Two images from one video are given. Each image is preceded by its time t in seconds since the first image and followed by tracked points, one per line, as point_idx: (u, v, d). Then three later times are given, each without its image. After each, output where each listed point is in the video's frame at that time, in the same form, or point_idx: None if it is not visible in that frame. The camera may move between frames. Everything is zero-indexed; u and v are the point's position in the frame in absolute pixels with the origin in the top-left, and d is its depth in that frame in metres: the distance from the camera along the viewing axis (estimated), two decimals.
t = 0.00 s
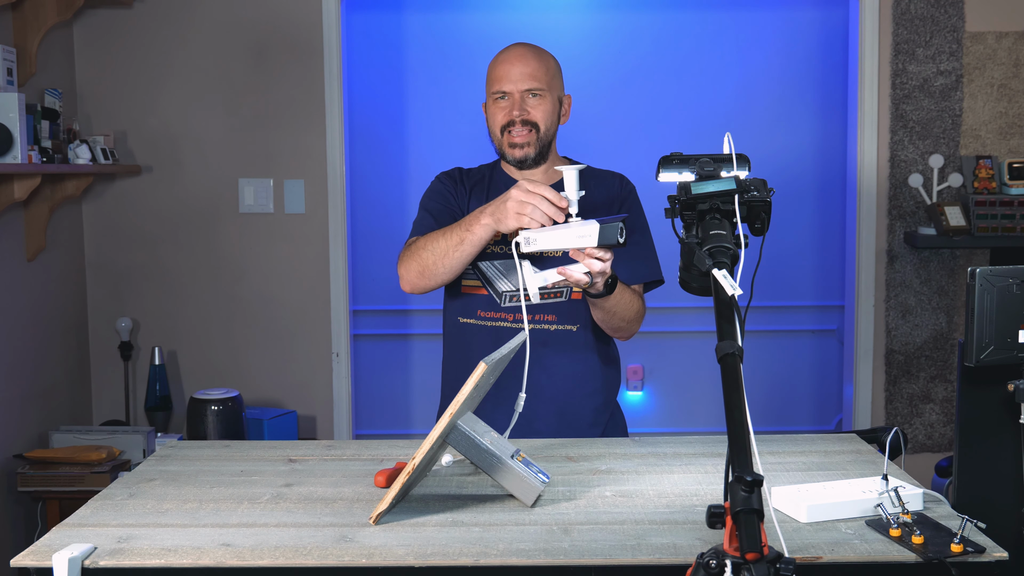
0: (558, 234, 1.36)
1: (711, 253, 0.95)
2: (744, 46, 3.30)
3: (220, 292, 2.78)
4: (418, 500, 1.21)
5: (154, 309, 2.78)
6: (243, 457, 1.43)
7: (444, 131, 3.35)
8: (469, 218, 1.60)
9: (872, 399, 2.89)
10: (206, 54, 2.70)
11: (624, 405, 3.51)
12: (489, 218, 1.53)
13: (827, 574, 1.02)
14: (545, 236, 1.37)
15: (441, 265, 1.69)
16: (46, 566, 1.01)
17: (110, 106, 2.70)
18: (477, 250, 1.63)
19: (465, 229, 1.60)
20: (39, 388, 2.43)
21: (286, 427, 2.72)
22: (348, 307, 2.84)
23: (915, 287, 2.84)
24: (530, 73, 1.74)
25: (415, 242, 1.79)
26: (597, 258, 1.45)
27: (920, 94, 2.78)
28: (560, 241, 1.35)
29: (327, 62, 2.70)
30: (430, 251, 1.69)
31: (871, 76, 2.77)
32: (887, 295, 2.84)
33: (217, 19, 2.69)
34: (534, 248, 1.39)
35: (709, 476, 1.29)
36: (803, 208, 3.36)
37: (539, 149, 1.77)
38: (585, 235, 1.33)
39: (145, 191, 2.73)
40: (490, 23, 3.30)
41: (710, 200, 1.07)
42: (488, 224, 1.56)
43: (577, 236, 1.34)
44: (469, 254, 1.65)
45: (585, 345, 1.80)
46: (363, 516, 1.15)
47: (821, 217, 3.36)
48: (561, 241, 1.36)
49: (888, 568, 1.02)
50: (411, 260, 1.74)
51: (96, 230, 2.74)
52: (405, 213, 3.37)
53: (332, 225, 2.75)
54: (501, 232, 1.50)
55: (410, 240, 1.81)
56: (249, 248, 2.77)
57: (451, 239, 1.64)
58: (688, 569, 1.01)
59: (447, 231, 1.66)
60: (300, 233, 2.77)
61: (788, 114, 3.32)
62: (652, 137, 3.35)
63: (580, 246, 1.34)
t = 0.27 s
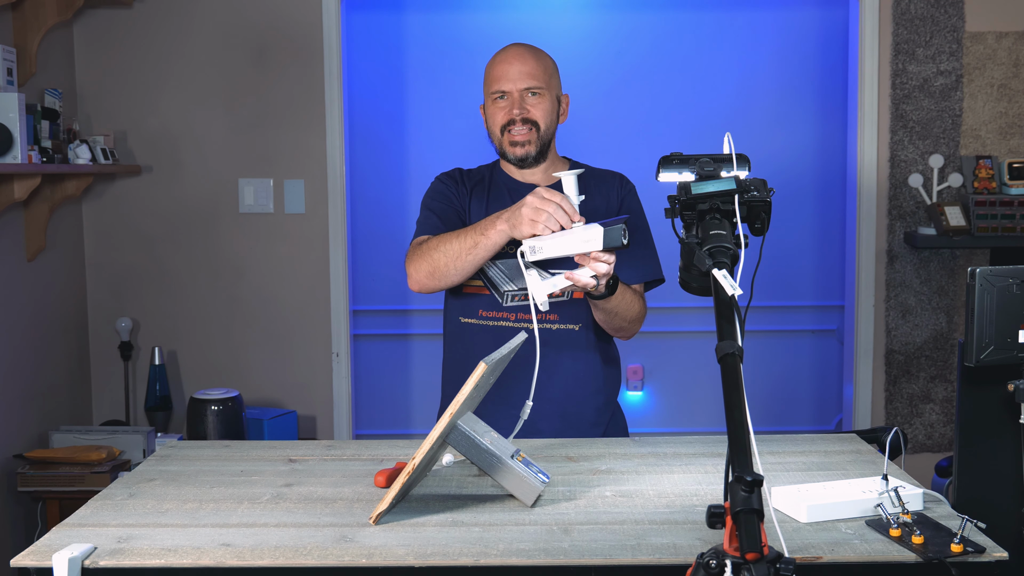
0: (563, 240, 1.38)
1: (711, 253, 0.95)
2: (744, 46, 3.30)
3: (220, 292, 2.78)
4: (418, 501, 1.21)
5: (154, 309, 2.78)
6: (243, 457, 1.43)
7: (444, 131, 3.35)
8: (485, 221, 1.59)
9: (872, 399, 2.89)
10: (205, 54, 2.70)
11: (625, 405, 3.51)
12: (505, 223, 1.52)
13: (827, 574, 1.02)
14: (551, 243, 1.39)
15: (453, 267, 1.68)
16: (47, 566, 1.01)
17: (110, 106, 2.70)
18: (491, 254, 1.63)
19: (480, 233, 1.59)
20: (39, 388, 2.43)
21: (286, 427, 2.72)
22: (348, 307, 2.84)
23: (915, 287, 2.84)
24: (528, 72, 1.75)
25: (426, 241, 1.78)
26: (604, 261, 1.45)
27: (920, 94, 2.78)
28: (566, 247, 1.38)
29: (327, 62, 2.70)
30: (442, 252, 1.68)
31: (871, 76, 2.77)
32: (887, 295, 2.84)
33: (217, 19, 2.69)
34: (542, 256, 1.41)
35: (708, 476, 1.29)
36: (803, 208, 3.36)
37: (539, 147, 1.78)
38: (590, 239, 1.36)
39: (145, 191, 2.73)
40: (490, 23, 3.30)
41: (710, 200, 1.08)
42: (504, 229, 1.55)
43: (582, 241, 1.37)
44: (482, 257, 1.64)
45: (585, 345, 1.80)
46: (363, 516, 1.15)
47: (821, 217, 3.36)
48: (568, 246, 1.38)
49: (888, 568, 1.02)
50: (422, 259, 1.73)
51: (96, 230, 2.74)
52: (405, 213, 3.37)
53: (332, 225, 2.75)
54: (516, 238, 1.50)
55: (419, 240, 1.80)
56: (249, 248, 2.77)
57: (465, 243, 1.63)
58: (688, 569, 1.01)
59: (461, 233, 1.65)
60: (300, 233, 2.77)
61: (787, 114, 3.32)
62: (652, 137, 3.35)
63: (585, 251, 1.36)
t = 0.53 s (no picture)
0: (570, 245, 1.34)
1: (711, 253, 0.95)
2: (744, 46, 3.30)
3: (220, 292, 2.78)
4: (418, 500, 1.21)
5: (154, 309, 2.78)
6: (243, 457, 1.43)
7: (444, 131, 3.35)
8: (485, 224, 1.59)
9: (872, 399, 2.89)
10: (205, 54, 2.70)
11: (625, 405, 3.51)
12: (507, 227, 1.52)
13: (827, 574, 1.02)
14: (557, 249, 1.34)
15: (454, 270, 1.69)
16: (46, 566, 1.01)
17: (110, 106, 2.70)
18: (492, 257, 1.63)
19: (482, 237, 1.59)
20: (38, 388, 2.43)
21: (286, 427, 2.72)
22: (348, 307, 2.84)
23: (915, 287, 2.84)
24: (543, 77, 1.75)
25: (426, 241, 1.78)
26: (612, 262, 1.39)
27: (920, 94, 2.78)
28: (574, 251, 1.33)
29: (327, 61, 2.70)
30: (443, 255, 1.69)
31: (871, 76, 2.77)
32: (887, 295, 2.84)
33: (217, 19, 2.69)
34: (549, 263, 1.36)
35: (708, 476, 1.30)
36: (803, 208, 3.36)
37: (549, 152, 1.79)
38: (597, 241, 1.31)
39: (145, 191, 2.73)
40: (490, 23, 3.30)
41: (710, 200, 1.08)
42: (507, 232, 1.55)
43: (588, 244, 1.32)
44: (483, 260, 1.64)
45: (585, 345, 1.80)
46: (363, 516, 1.15)
47: (821, 217, 3.36)
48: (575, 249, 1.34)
49: (888, 568, 1.02)
50: (423, 261, 1.73)
51: (96, 230, 2.74)
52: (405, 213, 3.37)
53: (332, 225, 2.75)
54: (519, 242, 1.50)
55: (420, 240, 1.80)
56: (249, 248, 2.77)
57: (466, 245, 1.63)
58: (688, 569, 1.01)
59: (461, 236, 1.65)
60: (300, 233, 2.77)
61: (788, 114, 3.32)
62: (652, 137, 3.35)
63: (592, 254, 1.31)
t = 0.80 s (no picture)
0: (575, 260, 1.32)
1: (711, 253, 0.95)
2: (744, 46, 3.30)
3: (220, 292, 2.78)
4: (418, 500, 1.21)
5: (154, 309, 2.78)
6: (243, 457, 1.43)
7: (444, 131, 3.35)
8: (496, 236, 1.56)
9: (872, 399, 2.89)
10: (205, 54, 2.70)
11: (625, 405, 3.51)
12: (517, 241, 1.49)
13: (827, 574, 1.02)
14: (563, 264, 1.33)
15: (461, 278, 1.67)
16: (46, 566, 1.01)
17: (110, 106, 2.70)
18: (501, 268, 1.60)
19: (491, 248, 1.57)
20: (38, 388, 2.43)
21: (286, 428, 2.72)
22: (348, 307, 2.84)
23: (915, 287, 2.84)
24: (557, 82, 1.75)
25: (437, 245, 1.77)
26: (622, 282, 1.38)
27: (920, 94, 2.78)
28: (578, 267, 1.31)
29: (327, 61, 2.70)
30: (452, 263, 1.67)
31: (871, 76, 2.77)
32: (887, 295, 2.84)
33: (217, 19, 2.69)
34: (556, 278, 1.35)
35: (708, 476, 1.30)
36: (803, 209, 3.36)
37: (559, 156, 1.79)
38: (603, 257, 1.28)
39: (146, 191, 2.73)
40: (490, 23, 3.30)
41: (710, 200, 1.08)
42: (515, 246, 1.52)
43: (594, 260, 1.29)
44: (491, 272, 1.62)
45: (585, 346, 1.80)
46: (363, 516, 1.15)
47: (821, 217, 3.36)
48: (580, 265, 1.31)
49: (888, 568, 1.02)
50: (431, 268, 1.73)
51: (96, 230, 2.74)
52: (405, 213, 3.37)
53: (332, 225, 2.75)
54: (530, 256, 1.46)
55: (428, 244, 1.79)
56: (249, 247, 2.77)
57: (475, 256, 1.61)
58: (688, 569, 1.01)
59: (471, 245, 1.63)
60: (300, 234, 2.77)
61: (788, 114, 3.33)
62: (652, 138, 3.35)
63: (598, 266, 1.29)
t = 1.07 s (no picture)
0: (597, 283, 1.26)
1: (711, 253, 0.95)
2: (744, 46, 3.30)
3: (220, 292, 2.78)
4: (418, 500, 1.21)
5: (154, 309, 2.78)
6: (243, 457, 1.43)
7: (444, 130, 3.35)
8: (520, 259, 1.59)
9: (872, 399, 2.89)
10: (205, 54, 2.70)
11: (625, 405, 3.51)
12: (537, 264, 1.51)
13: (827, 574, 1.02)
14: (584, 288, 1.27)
15: (480, 296, 1.70)
16: (46, 566, 1.01)
17: (110, 106, 2.70)
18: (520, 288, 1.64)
19: (512, 270, 1.60)
20: (39, 389, 2.43)
21: (286, 428, 2.72)
22: (348, 307, 2.84)
23: (915, 287, 2.84)
24: (577, 89, 1.77)
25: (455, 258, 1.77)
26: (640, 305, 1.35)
27: (920, 94, 2.78)
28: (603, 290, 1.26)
29: (327, 61, 2.70)
30: (471, 281, 1.69)
31: (871, 76, 2.77)
32: (887, 295, 2.84)
33: (217, 19, 2.69)
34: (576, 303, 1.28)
35: (708, 476, 1.30)
36: (803, 209, 3.36)
37: (575, 162, 1.82)
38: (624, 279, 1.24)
39: (146, 191, 2.73)
40: (490, 23, 3.30)
41: (710, 200, 1.08)
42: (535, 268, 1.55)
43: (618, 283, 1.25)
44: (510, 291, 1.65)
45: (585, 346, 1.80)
46: (363, 516, 1.15)
47: (821, 217, 3.36)
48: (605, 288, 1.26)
49: (887, 568, 1.02)
50: (447, 285, 1.74)
51: (96, 230, 2.74)
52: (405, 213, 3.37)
53: (332, 225, 2.75)
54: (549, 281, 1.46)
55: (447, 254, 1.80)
56: (249, 247, 2.77)
57: (495, 275, 1.64)
58: (688, 569, 1.01)
59: (494, 264, 1.65)
60: (300, 234, 2.77)
61: (788, 114, 3.32)
62: (652, 138, 3.35)
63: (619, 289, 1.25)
